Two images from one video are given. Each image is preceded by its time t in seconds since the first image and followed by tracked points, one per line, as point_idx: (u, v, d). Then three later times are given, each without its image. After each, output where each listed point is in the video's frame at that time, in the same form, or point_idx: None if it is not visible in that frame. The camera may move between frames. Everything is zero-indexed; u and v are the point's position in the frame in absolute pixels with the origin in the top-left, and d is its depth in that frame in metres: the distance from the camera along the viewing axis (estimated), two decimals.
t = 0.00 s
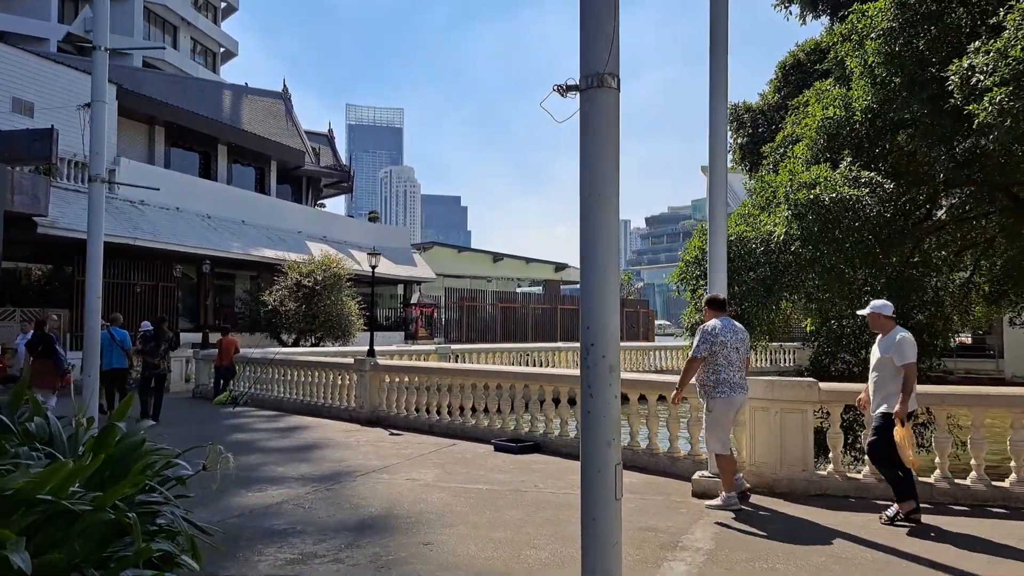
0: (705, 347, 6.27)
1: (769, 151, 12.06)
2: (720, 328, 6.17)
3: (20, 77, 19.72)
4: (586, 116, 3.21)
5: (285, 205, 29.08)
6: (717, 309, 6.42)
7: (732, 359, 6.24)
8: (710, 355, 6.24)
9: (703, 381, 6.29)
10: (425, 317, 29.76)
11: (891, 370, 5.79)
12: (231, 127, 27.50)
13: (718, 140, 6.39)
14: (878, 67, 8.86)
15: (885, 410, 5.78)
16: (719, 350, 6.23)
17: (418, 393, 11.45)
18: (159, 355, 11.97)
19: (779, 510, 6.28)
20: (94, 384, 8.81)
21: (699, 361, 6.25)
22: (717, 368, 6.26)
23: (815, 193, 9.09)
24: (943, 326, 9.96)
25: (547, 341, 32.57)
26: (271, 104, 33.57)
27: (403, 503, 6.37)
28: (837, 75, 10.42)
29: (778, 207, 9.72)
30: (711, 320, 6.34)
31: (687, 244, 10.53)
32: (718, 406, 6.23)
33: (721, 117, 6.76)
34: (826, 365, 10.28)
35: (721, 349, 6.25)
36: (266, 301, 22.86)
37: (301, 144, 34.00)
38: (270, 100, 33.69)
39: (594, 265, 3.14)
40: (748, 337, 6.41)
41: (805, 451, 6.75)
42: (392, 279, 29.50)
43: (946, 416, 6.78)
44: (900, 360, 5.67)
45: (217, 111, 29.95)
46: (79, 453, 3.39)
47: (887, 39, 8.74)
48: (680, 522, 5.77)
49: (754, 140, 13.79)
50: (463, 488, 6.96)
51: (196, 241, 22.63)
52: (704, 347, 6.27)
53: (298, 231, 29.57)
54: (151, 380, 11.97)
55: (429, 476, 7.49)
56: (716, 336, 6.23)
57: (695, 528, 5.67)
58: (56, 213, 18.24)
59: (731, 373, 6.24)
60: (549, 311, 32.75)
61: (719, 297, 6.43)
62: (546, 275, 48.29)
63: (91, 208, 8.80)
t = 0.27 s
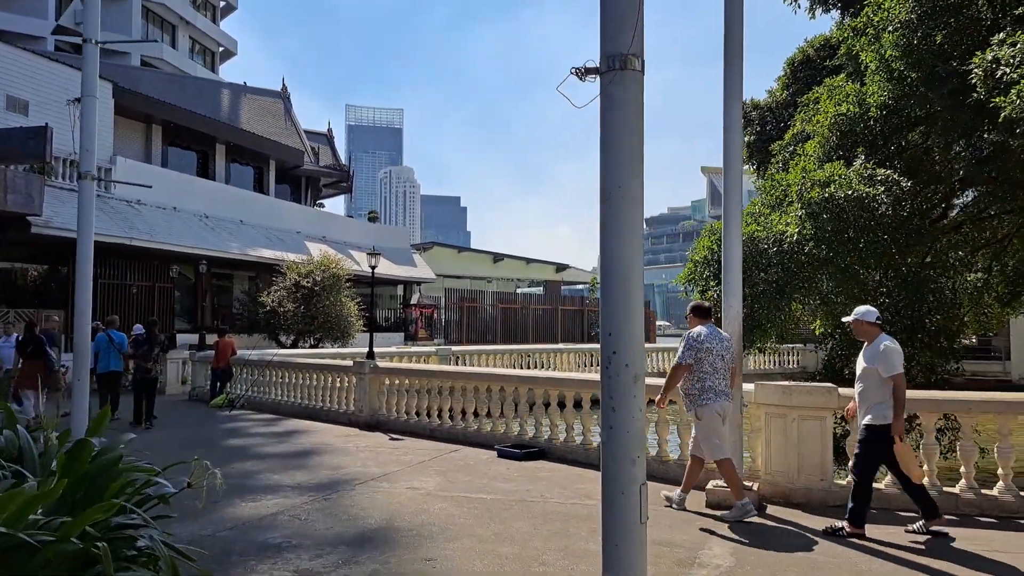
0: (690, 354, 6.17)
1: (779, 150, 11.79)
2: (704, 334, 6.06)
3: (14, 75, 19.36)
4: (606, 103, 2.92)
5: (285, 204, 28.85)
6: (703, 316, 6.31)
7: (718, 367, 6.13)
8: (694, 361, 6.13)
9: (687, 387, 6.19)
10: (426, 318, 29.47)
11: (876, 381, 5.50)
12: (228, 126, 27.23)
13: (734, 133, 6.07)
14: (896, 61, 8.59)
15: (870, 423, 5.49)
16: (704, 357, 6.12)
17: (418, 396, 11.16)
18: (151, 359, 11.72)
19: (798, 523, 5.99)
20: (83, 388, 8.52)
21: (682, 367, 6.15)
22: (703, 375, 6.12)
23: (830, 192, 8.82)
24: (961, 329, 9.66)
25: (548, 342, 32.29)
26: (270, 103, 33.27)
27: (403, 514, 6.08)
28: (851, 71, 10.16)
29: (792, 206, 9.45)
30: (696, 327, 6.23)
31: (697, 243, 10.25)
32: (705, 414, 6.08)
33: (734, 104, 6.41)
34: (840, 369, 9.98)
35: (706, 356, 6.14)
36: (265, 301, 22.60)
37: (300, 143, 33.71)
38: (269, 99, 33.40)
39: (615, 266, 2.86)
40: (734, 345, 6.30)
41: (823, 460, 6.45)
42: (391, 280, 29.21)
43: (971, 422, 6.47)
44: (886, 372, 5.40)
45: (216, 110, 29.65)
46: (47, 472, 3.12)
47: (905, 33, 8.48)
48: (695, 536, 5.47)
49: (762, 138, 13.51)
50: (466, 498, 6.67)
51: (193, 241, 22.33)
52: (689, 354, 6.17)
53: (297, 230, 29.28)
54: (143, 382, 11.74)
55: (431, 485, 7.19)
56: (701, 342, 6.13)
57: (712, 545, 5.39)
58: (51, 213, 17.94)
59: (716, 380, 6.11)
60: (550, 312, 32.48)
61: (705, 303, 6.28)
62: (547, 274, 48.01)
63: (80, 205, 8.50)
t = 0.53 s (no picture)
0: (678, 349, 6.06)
1: (790, 144, 11.53)
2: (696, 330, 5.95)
3: (9, 70, 19.05)
4: (636, 71, 2.63)
5: (284, 202, 28.53)
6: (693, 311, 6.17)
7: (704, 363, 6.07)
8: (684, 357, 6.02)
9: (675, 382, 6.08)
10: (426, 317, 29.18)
11: (860, 375, 5.30)
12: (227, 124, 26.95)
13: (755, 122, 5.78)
14: (915, 49, 8.33)
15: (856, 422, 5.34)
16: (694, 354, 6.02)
17: (420, 397, 10.86)
18: (141, 357, 11.51)
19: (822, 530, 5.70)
20: (73, 387, 8.23)
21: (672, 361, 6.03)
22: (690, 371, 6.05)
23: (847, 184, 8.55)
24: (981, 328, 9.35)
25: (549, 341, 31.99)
26: (269, 100, 32.96)
27: (407, 521, 5.78)
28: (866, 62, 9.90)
29: (807, 200, 9.17)
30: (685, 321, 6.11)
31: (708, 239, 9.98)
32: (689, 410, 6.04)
33: (753, 92, 6.11)
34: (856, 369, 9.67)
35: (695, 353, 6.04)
36: (264, 300, 22.31)
37: (299, 141, 33.40)
38: (269, 97, 33.10)
39: (646, 252, 2.57)
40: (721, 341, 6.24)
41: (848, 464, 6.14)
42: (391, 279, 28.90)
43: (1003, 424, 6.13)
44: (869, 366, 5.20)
45: (214, 107, 29.35)
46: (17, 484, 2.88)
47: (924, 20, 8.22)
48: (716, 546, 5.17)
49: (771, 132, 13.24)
50: (472, 503, 6.37)
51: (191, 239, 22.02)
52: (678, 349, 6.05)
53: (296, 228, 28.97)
54: (135, 381, 11.47)
55: (435, 489, 6.90)
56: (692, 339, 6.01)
57: (733, 556, 5.09)
58: (45, 210, 17.64)
59: (702, 377, 6.06)
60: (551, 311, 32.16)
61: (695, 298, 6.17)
62: (547, 273, 47.71)
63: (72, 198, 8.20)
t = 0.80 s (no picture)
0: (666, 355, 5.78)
1: (801, 142, 11.26)
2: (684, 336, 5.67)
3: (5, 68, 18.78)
4: (670, 58, 2.45)
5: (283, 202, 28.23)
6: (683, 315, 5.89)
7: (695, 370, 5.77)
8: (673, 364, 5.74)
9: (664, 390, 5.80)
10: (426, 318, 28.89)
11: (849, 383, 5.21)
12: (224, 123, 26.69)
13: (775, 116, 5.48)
14: (936, 42, 8.07)
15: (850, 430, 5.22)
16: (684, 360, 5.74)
17: (421, 400, 10.57)
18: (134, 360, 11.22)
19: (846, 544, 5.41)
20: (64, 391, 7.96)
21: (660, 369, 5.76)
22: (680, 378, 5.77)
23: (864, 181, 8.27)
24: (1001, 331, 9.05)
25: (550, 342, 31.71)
26: (268, 99, 32.67)
27: (410, 534, 5.49)
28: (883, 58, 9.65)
29: (822, 198, 8.89)
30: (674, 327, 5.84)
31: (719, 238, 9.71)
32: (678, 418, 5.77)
33: (772, 84, 5.81)
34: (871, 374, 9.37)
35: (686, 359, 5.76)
36: (262, 301, 22.02)
37: (299, 140, 33.13)
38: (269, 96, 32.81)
39: (682, 253, 2.38)
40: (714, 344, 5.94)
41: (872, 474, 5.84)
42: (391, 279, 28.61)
43: None
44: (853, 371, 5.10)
45: (213, 106, 29.06)
46: None
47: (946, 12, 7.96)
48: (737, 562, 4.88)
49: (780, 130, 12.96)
50: (478, 513, 6.08)
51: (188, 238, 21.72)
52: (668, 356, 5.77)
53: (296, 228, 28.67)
54: (129, 384, 11.19)
55: (438, 498, 6.62)
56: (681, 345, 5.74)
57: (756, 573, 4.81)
58: (41, 209, 17.36)
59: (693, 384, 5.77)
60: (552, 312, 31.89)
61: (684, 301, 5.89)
62: (548, 274, 47.42)
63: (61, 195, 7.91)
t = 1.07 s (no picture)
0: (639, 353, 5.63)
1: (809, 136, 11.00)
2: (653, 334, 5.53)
3: None
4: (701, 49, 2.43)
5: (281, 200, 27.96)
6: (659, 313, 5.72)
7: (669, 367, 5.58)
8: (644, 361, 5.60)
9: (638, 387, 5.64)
10: (426, 318, 28.62)
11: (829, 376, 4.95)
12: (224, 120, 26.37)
13: (791, 103, 5.22)
14: (956, 29, 7.80)
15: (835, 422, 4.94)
16: (656, 357, 5.58)
17: (421, 400, 10.31)
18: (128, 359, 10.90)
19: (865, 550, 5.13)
20: (52, 391, 7.68)
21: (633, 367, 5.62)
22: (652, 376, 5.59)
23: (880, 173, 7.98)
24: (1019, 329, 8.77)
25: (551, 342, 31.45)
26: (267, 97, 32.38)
27: (409, 542, 5.22)
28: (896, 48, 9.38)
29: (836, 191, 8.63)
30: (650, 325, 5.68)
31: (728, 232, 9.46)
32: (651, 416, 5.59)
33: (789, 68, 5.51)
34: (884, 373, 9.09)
35: (658, 356, 5.59)
36: (260, 300, 21.74)
37: (298, 138, 32.87)
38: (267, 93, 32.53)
39: (716, 245, 2.36)
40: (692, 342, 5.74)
41: (893, 479, 5.54)
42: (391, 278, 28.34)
43: None
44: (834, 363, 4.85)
45: (210, 103, 28.79)
46: None
47: None
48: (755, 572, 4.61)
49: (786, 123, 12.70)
50: (480, 519, 5.81)
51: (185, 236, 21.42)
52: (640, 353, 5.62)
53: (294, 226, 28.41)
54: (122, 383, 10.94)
55: (439, 503, 6.35)
56: (652, 342, 5.59)
57: None
58: (35, 206, 17.09)
59: (666, 382, 5.58)
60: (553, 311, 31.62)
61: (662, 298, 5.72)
62: (548, 273, 47.13)
63: (47, 188, 7.64)
